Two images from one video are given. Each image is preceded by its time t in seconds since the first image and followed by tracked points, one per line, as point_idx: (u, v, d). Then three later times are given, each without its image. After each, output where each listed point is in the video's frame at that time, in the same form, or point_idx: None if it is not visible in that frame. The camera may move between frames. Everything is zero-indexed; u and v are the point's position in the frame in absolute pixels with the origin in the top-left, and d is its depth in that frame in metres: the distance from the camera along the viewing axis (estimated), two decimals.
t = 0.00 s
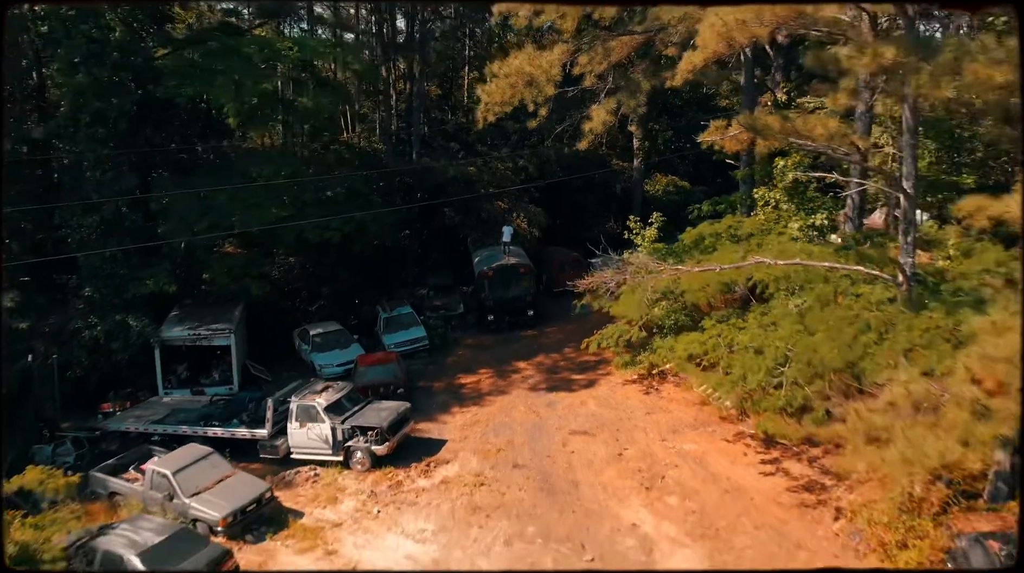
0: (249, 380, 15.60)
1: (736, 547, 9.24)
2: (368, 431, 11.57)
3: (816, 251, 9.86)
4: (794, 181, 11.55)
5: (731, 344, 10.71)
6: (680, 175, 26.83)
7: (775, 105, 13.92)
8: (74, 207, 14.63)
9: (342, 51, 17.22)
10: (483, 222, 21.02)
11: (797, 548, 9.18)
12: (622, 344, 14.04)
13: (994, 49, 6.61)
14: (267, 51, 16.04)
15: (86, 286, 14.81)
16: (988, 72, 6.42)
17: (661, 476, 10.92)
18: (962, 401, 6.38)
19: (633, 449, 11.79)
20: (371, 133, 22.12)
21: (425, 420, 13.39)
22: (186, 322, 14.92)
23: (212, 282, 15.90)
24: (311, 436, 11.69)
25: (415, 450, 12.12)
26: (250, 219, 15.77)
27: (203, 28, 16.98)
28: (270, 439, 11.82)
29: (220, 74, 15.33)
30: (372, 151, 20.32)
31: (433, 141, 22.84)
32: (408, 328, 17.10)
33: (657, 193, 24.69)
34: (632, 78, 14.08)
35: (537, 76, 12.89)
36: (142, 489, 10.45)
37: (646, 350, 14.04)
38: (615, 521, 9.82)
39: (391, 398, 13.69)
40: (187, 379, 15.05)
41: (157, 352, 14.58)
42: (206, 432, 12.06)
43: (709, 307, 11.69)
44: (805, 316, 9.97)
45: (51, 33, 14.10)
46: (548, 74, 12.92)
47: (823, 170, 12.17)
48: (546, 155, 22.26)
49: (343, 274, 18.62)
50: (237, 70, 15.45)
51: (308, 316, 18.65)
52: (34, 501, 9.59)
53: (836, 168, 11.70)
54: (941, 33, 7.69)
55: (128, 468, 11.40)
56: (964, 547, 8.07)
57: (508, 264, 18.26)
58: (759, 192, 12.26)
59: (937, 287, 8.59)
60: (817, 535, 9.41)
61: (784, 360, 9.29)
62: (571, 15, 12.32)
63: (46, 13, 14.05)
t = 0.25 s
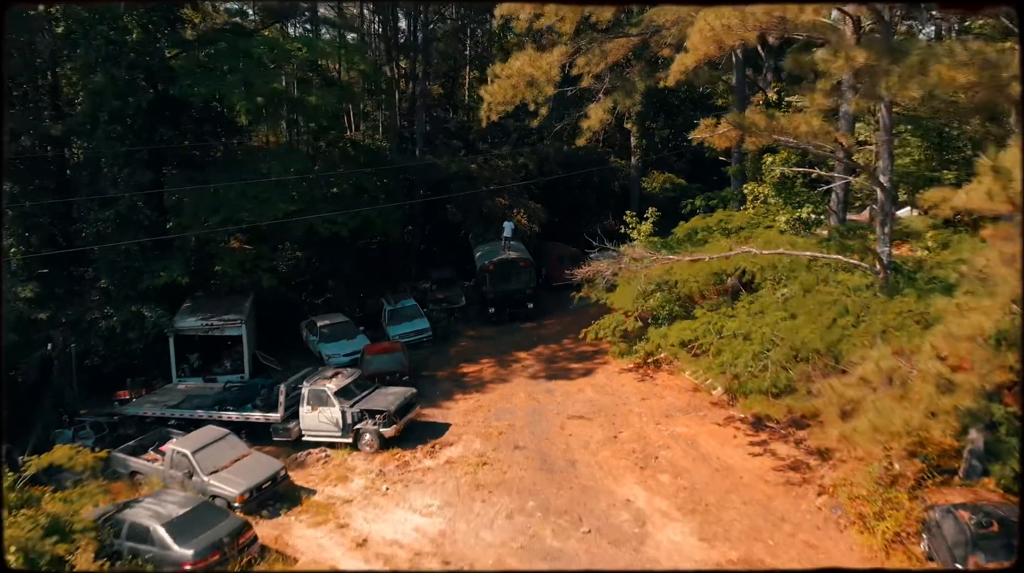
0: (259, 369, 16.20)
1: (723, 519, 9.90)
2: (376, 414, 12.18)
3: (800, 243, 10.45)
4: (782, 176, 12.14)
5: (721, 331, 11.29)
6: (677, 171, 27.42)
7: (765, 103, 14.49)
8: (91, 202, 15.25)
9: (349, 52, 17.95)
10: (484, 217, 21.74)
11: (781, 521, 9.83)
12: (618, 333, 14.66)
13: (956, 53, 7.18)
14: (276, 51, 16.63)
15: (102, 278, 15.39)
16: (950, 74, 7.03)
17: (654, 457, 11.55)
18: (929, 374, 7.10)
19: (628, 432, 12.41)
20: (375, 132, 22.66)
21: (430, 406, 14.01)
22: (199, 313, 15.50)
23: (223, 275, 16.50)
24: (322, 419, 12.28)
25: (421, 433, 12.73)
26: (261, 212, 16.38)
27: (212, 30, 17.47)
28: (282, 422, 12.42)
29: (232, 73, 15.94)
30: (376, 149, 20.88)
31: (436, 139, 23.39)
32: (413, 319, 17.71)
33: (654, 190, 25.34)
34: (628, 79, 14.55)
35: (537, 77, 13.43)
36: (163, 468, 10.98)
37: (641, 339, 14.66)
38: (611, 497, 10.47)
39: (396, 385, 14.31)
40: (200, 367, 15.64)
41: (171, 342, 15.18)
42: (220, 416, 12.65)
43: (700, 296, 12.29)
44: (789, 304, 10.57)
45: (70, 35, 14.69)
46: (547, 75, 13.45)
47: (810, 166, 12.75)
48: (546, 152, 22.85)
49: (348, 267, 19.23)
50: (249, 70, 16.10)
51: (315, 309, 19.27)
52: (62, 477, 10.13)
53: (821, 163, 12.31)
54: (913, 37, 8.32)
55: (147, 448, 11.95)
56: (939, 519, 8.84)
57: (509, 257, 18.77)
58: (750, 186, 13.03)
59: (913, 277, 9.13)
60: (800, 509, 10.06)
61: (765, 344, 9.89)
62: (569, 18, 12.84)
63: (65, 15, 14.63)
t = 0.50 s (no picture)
0: (269, 358, 16.82)
1: (713, 494, 10.55)
2: (384, 398, 12.80)
3: (786, 234, 11.06)
4: (771, 172, 12.76)
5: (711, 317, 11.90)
6: (673, 169, 28.03)
7: (756, 102, 15.10)
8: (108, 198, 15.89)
9: (356, 53, 18.63)
10: (485, 213, 22.39)
11: (768, 496, 10.47)
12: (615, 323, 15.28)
13: (924, 56, 7.77)
14: (286, 52, 17.31)
15: (119, 271, 16.01)
16: (918, 75, 7.62)
17: (649, 438, 12.18)
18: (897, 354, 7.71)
19: (625, 415, 13.04)
20: (379, 130, 23.23)
21: (435, 392, 14.64)
22: (212, 304, 16.09)
23: (234, 268, 17.13)
24: (333, 403, 12.89)
25: (426, 417, 13.36)
26: (275, 208, 16.99)
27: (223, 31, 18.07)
28: (295, 407, 13.03)
29: (245, 73, 16.61)
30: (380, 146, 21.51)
31: (438, 138, 23.98)
32: (417, 311, 18.31)
33: (652, 186, 25.94)
34: (624, 79, 15.15)
35: (537, 78, 14.03)
36: (183, 449, 11.55)
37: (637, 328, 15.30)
38: (607, 474, 11.11)
39: (402, 372, 14.93)
40: (212, 356, 16.24)
41: (185, 332, 15.78)
42: (235, 401, 13.26)
43: (693, 285, 12.91)
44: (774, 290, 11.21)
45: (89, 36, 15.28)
46: (547, 76, 14.04)
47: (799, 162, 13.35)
48: (545, 150, 23.43)
49: (354, 262, 19.83)
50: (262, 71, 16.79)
51: (322, 302, 19.91)
52: (90, 454, 10.73)
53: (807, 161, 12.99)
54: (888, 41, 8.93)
55: (166, 431, 12.56)
56: (915, 492, 9.46)
57: (509, 252, 19.39)
58: (740, 181, 13.74)
59: (891, 265, 9.71)
60: (786, 485, 10.69)
61: (750, 328, 10.50)
62: (567, 20, 13.42)
63: (83, 18, 15.19)
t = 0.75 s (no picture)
0: (279, 348, 17.49)
1: (703, 472, 11.23)
2: (392, 384, 13.48)
3: (772, 226, 11.76)
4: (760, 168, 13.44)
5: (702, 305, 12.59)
6: (671, 167, 28.66)
7: (747, 101, 15.76)
8: (125, 194, 16.62)
9: (362, 54, 19.35)
10: (487, 210, 23.05)
11: (755, 474, 11.15)
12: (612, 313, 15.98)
13: (896, 59, 8.43)
14: (296, 55, 18.08)
15: (135, 264, 16.67)
16: (890, 77, 8.28)
17: (644, 421, 12.85)
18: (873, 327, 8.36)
19: (621, 400, 13.73)
20: (383, 129, 23.89)
21: (439, 379, 15.32)
22: (224, 296, 16.75)
23: (246, 261, 17.82)
24: (344, 388, 13.57)
25: (432, 402, 14.05)
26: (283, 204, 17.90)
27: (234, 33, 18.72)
28: (307, 392, 13.74)
29: (256, 74, 17.36)
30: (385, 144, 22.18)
31: (440, 136, 24.65)
32: (421, 304, 18.97)
33: (649, 184, 26.58)
34: (621, 79, 15.81)
35: (538, 79, 14.67)
36: (203, 430, 12.15)
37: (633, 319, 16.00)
38: (603, 453, 11.80)
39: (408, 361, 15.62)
40: (225, 346, 16.90)
41: (199, 322, 16.46)
42: (250, 386, 13.93)
43: (686, 276, 13.60)
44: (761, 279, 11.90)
45: (107, 38, 16.02)
46: (547, 78, 14.66)
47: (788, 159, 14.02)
48: (545, 148, 24.07)
49: (360, 256, 20.51)
50: (272, 74, 17.63)
51: (329, 295, 20.60)
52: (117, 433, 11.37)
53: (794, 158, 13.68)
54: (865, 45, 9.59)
55: (185, 414, 13.21)
56: (892, 467, 10.19)
57: (510, 247, 20.03)
58: (730, 177, 14.47)
59: (869, 256, 10.41)
60: (773, 463, 11.39)
61: (738, 314, 11.13)
62: (566, 24, 14.02)
63: (102, 20, 15.92)
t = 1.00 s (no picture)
0: (289, 340, 18.19)
1: (694, 452, 11.93)
2: (400, 371, 14.17)
3: (759, 221, 12.47)
4: (750, 167, 14.15)
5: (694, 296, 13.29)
6: (668, 166, 29.31)
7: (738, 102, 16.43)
8: (142, 190, 17.32)
9: (368, 56, 19.98)
10: (489, 207, 23.74)
11: (742, 454, 11.86)
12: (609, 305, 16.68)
13: (871, 64, 9.03)
14: (305, 57, 18.71)
15: (150, 258, 17.30)
16: (865, 82, 8.94)
17: (638, 406, 13.55)
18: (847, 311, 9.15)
19: (617, 387, 14.45)
20: (387, 129, 24.55)
21: (444, 369, 16.01)
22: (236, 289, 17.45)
23: (256, 256, 18.53)
24: (353, 376, 14.27)
25: (437, 389, 14.76)
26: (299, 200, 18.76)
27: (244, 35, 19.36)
28: (318, 379, 14.39)
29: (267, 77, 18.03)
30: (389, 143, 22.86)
31: (442, 135, 25.31)
32: (425, 297, 19.66)
33: (646, 182, 27.25)
34: (618, 82, 16.48)
35: (538, 81, 15.23)
36: (221, 414, 12.82)
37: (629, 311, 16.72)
38: (600, 436, 12.50)
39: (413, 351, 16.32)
40: (237, 338, 17.59)
41: (212, 315, 17.17)
42: (264, 374, 14.64)
43: (679, 269, 14.31)
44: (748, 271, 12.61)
45: (124, 41, 16.76)
46: (548, 80, 15.16)
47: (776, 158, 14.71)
48: (544, 147, 24.73)
49: (365, 252, 21.22)
50: (282, 75, 18.36)
51: (336, 289, 21.31)
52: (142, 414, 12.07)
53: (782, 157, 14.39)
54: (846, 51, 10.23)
55: (202, 399, 13.88)
56: (869, 446, 10.92)
57: (511, 243, 20.70)
58: (722, 175, 15.15)
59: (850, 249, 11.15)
60: (760, 444, 12.10)
61: (728, 303, 11.81)
62: (565, 29, 14.61)
63: (119, 24, 16.69)
